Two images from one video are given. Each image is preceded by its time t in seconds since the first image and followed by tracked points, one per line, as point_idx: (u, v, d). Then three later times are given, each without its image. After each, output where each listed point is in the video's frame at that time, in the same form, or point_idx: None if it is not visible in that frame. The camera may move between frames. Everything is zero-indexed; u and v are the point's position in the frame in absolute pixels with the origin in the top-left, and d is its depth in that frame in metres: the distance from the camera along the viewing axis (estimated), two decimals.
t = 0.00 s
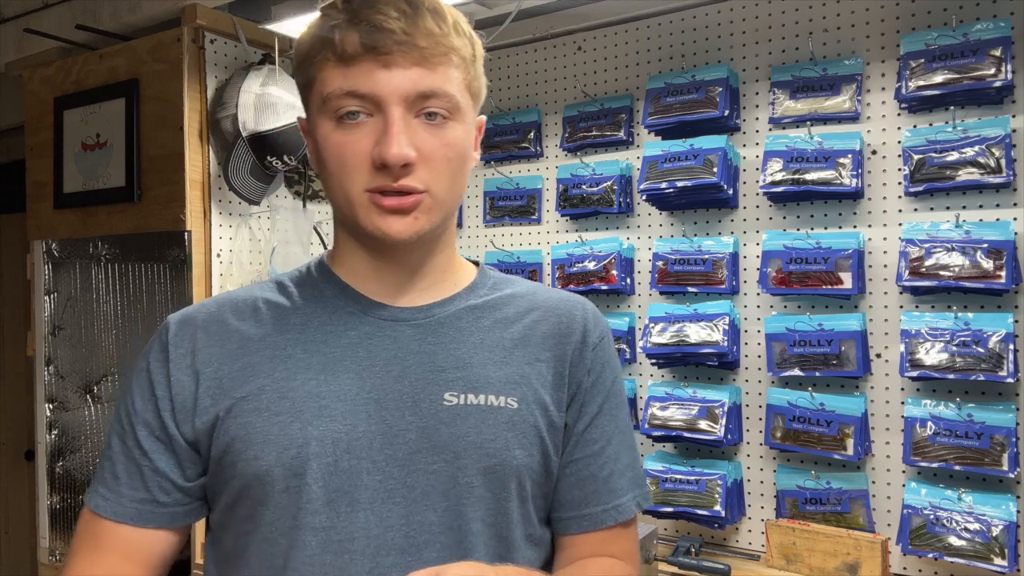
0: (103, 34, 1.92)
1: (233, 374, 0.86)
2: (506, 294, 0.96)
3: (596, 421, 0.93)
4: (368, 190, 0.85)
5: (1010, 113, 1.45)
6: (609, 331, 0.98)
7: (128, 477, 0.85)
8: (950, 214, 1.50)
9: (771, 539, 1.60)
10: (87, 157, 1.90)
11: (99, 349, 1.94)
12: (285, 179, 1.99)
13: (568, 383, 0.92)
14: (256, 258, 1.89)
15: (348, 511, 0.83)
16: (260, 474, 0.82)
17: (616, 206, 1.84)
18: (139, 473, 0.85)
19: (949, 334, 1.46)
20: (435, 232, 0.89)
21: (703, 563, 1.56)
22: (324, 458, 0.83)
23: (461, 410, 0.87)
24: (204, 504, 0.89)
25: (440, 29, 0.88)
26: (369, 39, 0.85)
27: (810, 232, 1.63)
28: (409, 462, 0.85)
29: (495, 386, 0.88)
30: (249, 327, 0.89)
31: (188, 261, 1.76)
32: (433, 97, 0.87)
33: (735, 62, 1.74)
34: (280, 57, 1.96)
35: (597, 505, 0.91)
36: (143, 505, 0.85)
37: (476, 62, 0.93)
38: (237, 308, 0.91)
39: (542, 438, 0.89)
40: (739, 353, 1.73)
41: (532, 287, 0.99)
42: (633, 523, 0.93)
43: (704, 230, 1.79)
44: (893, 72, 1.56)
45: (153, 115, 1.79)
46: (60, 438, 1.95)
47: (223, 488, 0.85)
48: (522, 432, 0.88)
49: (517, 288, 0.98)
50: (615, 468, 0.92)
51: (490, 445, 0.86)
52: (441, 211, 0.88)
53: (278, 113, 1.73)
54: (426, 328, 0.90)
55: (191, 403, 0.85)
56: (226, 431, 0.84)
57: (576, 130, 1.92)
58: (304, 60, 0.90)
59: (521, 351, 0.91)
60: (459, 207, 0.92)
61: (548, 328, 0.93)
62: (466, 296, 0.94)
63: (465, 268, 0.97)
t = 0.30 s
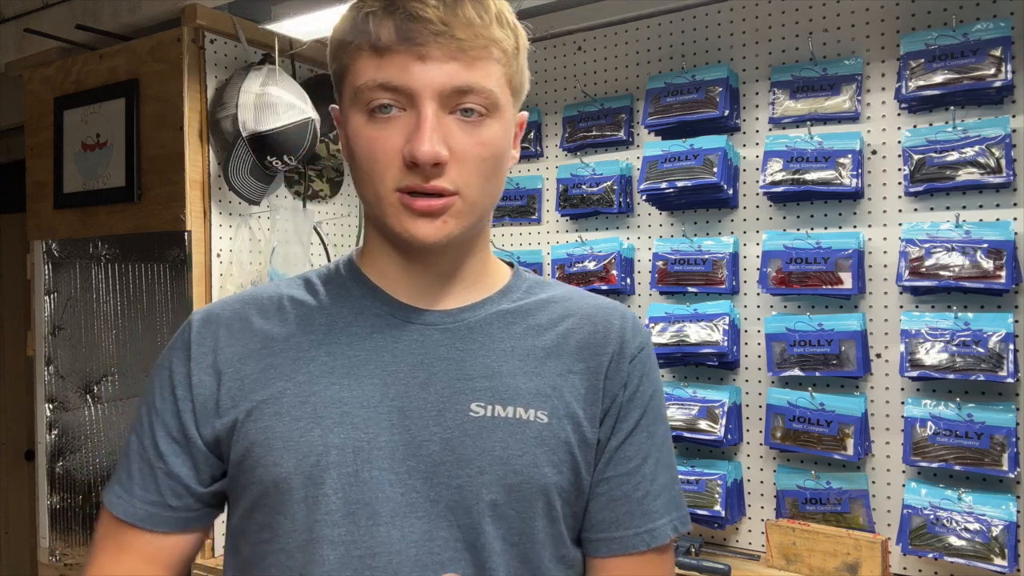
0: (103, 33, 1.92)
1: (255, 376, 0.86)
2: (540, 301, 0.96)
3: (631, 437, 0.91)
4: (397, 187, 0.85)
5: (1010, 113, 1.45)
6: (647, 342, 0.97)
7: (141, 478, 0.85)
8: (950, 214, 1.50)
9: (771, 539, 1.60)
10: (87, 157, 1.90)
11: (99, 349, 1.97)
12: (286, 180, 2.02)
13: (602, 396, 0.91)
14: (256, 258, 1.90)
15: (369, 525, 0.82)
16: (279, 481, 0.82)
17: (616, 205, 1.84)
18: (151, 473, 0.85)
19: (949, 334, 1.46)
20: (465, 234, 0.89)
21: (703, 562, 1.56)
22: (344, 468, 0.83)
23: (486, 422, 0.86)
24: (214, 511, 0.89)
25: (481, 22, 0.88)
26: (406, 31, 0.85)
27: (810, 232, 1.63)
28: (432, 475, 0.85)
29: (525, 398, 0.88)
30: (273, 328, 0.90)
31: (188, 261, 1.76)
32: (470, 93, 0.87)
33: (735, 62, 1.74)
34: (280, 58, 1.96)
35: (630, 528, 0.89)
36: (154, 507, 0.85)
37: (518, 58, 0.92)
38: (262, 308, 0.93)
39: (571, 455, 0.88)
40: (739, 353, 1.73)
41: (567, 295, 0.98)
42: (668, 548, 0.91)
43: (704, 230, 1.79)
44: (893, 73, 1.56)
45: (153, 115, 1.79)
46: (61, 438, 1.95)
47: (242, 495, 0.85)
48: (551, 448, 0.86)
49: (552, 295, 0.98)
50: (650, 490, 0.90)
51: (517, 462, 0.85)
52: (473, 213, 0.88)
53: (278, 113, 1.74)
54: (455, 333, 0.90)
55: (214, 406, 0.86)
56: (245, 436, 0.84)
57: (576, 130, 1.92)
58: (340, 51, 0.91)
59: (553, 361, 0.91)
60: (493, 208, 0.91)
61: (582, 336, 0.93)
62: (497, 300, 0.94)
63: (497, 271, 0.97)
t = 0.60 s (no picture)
0: (103, 33, 1.92)
1: (274, 382, 0.88)
2: (557, 304, 0.96)
3: (652, 439, 0.92)
4: (407, 198, 0.86)
5: (1010, 112, 1.45)
6: (666, 343, 0.97)
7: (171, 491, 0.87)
8: (950, 214, 1.51)
9: (771, 539, 1.60)
10: (87, 157, 1.89)
11: (99, 350, 2.01)
12: (286, 180, 2.02)
13: (621, 399, 0.92)
14: (256, 259, 1.90)
15: (390, 532, 0.83)
16: (298, 489, 0.83)
17: (616, 205, 1.84)
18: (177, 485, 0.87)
19: (949, 334, 1.46)
20: (479, 239, 0.89)
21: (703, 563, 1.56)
22: (363, 475, 0.84)
23: (507, 427, 0.87)
24: (245, 518, 0.91)
25: (481, 24, 0.87)
26: (404, 41, 0.85)
27: (809, 232, 1.63)
28: (452, 481, 0.85)
29: (544, 403, 0.88)
30: (291, 335, 0.92)
31: (188, 261, 1.75)
32: (474, 99, 0.86)
33: (735, 62, 1.74)
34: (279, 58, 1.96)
35: (652, 532, 0.90)
36: (183, 518, 0.87)
37: (522, 57, 0.91)
38: (278, 313, 0.94)
39: (591, 459, 0.88)
40: (739, 353, 1.73)
41: (584, 297, 0.99)
42: (691, 551, 0.92)
43: (704, 230, 1.79)
44: (893, 73, 1.56)
45: (153, 115, 1.79)
46: (61, 438, 1.92)
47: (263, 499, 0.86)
48: (571, 452, 0.87)
49: (568, 298, 0.98)
50: (672, 493, 0.91)
51: (538, 466, 0.86)
52: (483, 219, 0.88)
53: (278, 113, 1.74)
54: (473, 337, 0.91)
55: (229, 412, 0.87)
56: (264, 443, 0.85)
57: (576, 130, 1.92)
58: (344, 63, 0.91)
59: (572, 364, 0.91)
60: (505, 212, 0.92)
61: (600, 340, 0.93)
62: (514, 304, 0.95)
63: (513, 274, 0.99)
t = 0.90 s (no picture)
0: (102, 33, 1.92)
1: (277, 388, 0.87)
2: (561, 309, 0.97)
3: (655, 443, 0.93)
4: (415, 203, 0.86)
5: (1010, 113, 1.45)
6: (668, 347, 0.98)
7: (173, 496, 0.87)
8: (950, 214, 1.51)
9: (772, 539, 1.60)
10: (87, 157, 1.89)
11: (99, 350, 2.01)
12: (286, 180, 2.02)
13: (625, 404, 0.93)
14: (256, 258, 1.90)
15: (395, 538, 0.83)
16: (302, 494, 0.83)
17: (616, 205, 1.84)
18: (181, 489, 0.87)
19: (949, 334, 1.46)
20: (485, 244, 0.90)
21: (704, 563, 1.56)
22: (369, 481, 0.84)
23: (512, 432, 0.87)
24: (250, 523, 0.90)
25: (490, 28, 0.88)
26: (414, 43, 0.85)
27: (809, 232, 1.63)
28: (458, 486, 0.85)
29: (549, 407, 0.88)
30: (293, 339, 0.92)
31: (188, 261, 1.75)
32: (482, 103, 0.87)
33: (735, 62, 1.74)
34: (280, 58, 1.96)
35: (656, 536, 0.91)
36: (189, 523, 0.87)
37: (529, 61, 0.92)
38: (279, 318, 0.94)
39: (595, 463, 0.89)
40: (739, 352, 1.73)
41: (587, 302, 1.00)
42: (694, 556, 0.93)
43: (704, 230, 1.79)
44: (893, 73, 1.56)
45: (153, 115, 1.79)
46: (61, 438, 1.91)
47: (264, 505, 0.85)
48: (576, 457, 0.87)
49: (571, 302, 0.99)
50: (675, 497, 0.92)
51: (544, 471, 0.86)
52: (490, 224, 0.88)
53: (278, 113, 1.74)
54: (477, 342, 0.92)
55: (231, 413, 0.87)
56: (267, 448, 0.85)
57: (576, 130, 1.92)
58: (350, 65, 0.91)
59: (576, 369, 0.92)
60: (510, 217, 0.92)
61: (604, 345, 0.94)
62: (518, 308, 0.96)
63: (517, 279, 0.99)
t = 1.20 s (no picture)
0: (103, 33, 1.92)
1: (274, 388, 0.87)
2: (556, 310, 0.97)
3: (649, 440, 0.94)
4: (414, 197, 0.85)
5: (1010, 113, 1.45)
6: (661, 345, 0.99)
7: (169, 497, 0.87)
8: (950, 214, 1.50)
9: (771, 539, 1.60)
10: (87, 157, 1.89)
11: (99, 350, 2.00)
12: (286, 180, 2.02)
13: (622, 402, 0.93)
14: (256, 258, 1.90)
15: (397, 540, 0.83)
16: (302, 497, 0.83)
17: (616, 205, 1.84)
18: (179, 491, 0.87)
19: (949, 334, 1.46)
20: (485, 240, 0.89)
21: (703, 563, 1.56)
22: (371, 484, 0.84)
23: (511, 433, 0.87)
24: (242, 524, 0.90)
25: (481, 19, 0.88)
26: (406, 35, 0.85)
27: (810, 232, 1.63)
28: (458, 488, 0.85)
29: (548, 408, 0.89)
30: (290, 338, 0.92)
31: (188, 261, 1.75)
32: (477, 93, 0.87)
33: (735, 62, 1.74)
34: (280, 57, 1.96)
35: (651, 533, 0.92)
36: (183, 524, 0.87)
37: (519, 53, 0.93)
38: (276, 317, 0.94)
39: (594, 463, 0.89)
40: (739, 352, 1.73)
41: (581, 302, 1.00)
42: (691, 553, 0.94)
43: (704, 230, 1.79)
44: (893, 73, 1.56)
45: (153, 115, 1.79)
46: (61, 438, 1.92)
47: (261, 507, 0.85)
48: (576, 458, 0.88)
49: (566, 303, 0.99)
50: (670, 494, 0.93)
51: (544, 472, 0.86)
52: (489, 217, 0.88)
53: (278, 113, 1.74)
54: (476, 343, 0.91)
55: (230, 414, 0.87)
56: (265, 450, 0.84)
57: (576, 130, 1.92)
58: (342, 64, 0.91)
59: (574, 369, 0.92)
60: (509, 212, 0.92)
61: (600, 345, 0.94)
62: (515, 310, 0.95)
63: (514, 280, 0.99)
